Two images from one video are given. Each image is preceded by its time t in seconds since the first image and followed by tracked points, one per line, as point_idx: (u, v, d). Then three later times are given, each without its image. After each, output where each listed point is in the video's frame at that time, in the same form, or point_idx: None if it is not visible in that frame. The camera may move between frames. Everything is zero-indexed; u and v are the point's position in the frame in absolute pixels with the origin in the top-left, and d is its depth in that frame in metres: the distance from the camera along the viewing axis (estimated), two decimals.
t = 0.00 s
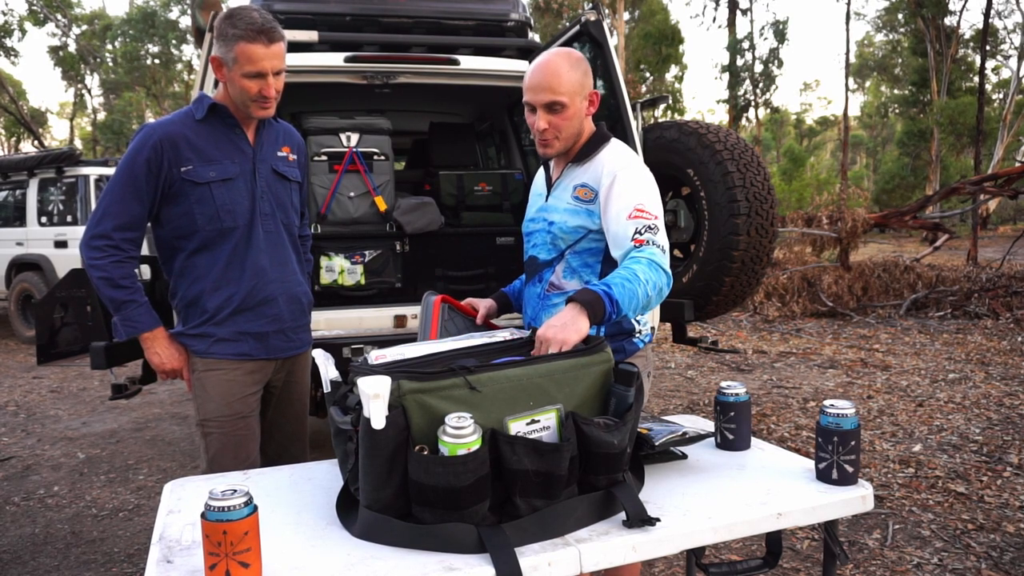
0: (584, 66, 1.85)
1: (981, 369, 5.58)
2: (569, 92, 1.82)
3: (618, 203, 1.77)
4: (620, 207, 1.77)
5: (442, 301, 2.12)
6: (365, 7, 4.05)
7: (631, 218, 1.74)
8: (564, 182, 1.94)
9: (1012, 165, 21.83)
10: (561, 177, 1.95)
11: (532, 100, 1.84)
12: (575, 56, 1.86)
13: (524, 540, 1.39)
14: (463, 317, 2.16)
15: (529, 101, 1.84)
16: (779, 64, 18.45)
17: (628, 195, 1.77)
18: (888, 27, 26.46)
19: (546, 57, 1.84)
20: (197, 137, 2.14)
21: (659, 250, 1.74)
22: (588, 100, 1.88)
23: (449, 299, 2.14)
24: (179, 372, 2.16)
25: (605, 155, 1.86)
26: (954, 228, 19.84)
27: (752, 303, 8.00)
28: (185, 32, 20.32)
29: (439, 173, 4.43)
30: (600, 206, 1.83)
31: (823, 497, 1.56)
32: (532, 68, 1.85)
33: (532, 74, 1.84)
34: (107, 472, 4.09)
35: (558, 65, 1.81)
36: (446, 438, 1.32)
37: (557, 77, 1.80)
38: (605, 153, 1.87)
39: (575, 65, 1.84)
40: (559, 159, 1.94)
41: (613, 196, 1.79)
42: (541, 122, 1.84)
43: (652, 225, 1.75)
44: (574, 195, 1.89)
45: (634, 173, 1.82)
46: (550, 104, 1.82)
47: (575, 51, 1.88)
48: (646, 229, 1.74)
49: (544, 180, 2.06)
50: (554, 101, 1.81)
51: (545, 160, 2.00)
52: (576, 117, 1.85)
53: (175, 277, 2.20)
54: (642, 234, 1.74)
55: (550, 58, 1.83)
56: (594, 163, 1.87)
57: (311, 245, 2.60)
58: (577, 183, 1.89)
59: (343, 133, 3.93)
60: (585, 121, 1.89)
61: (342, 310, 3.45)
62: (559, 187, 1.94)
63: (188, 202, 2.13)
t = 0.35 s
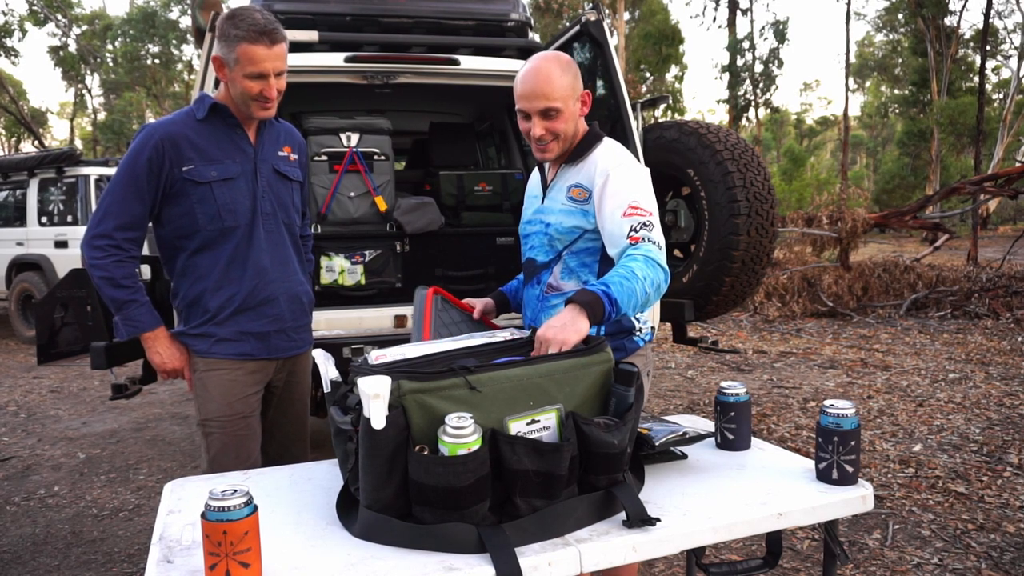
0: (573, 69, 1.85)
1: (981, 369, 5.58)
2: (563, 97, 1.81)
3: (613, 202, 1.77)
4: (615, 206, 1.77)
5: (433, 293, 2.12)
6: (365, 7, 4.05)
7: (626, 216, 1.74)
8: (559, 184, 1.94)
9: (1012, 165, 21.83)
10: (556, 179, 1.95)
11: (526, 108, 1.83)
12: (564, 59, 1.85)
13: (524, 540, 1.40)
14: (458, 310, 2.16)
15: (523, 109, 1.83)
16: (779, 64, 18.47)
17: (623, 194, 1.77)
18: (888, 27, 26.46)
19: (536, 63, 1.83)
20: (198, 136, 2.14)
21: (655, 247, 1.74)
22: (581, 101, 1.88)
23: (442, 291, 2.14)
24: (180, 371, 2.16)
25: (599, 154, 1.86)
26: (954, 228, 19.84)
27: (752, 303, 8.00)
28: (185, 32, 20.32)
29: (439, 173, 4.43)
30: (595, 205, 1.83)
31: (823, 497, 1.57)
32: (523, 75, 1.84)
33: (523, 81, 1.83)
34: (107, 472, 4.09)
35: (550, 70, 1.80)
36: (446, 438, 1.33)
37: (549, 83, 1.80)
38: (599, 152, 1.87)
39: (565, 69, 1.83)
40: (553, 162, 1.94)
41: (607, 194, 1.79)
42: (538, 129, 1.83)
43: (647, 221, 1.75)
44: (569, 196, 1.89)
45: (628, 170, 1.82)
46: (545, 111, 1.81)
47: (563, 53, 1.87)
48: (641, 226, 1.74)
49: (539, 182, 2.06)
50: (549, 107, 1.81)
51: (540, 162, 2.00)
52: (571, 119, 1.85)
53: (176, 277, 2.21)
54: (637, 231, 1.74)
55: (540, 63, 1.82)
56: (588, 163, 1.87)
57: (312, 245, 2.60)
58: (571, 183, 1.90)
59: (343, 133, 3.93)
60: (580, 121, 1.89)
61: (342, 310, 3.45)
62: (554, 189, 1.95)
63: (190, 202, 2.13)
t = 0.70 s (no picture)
0: (583, 67, 1.85)
1: (981, 369, 5.57)
2: (570, 94, 1.81)
3: (618, 203, 1.77)
4: (620, 207, 1.77)
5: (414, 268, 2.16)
6: (365, 7, 4.05)
7: (630, 219, 1.75)
8: (562, 180, 1.93)
9: (1013, 165, 21.82)
10: (560, 175, 1.95)
11: (533, 103, 1.83)
12: (575, 57, 1.85)
13: (524, 540, 1.39)
14: (440, 286, 2.21)
15: (530, 104, 1.84)
16: (779, 64, 18.48)
17: (628, 196, 1.77)
18: (888, 27, 26.45)
19: (545, 59, 1.83)
20: (200, 135, 2.14)
21: (657, 252, 1.75)
22: (588, 99, 1.88)
23: (423, 263, 2.20)
24: (182, 371, 2.17)
25: (605, 155, 1.87)
26: (954, 228, 19.84)
27: (752, 303, 7.99)
28: (185, 32, 20.32)
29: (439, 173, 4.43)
30: (600, 204, 1.83)
31: (823, 497, 1.56)
32: (531, 70, 1.84)
33: (531, 77, 1.83)
34: (107, 472, 4.09)
35: (558, 66, 1.81)
36: (446, 438, 1.32)
37: (557, 79, 1.80)
38: (605, 153, 1.87)
39: (574, 66, 1.83)
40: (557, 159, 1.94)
41: (613, 195, 1.79)
42: (543, 125, 1.83)
43: (651, 225, 1.75)
44: (574, 193, 1.89)
45: (634, 173, 1.82)
46: (551, 107, 1.82)
47: (574, 52, 1.87)
48: (645, 230, 1.74)
49: (540, 178, 2.05)
50: (555, 104, 1.81)
51: (543, 158, 2.00)
52: (578, 117, 1.85)
53: (178, 276, 2.20)
54: (641, 234, 1.74)
55: (550, 59, 1.82)
56: (594, 162, 1.88)
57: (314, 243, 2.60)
58: (576, 181, 1.89)
59: (343, 133, 3.93)
60: (586, 121, 1.89)
61: (342, 310, 3.45)
62: (558, 185, 1.94)
63: (191, 201, 2.13)
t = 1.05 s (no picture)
0: (585, 67, 1.85)
1: (981, 369, 5.58)
2: (573, 94, 1.81)
3: (620, 204, 1.77)
4: (622, 209, 1.77)
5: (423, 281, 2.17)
6: (365, 7, 4.05)
7: (632, 220, 1.75)
8: (566, 181, 1.93)
9: (1013, 165, 21.83)
10: (563, 176, 1.95)
11: (536, 104, 1.83)
12: (576, 57, 1.85)
13: (524, 540, 1.39)
14: (448, 293, 2.17)
15: (533, 105, 1.84)
16: (779, 64, 18.49)
17: (630, 197, 1.77)
18: (888, 27, 26.45)
19: (547, 59, 1.84)
20: (198, 135, 2.14)
21: (659, 254, 1.75)
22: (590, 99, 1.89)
23: (433, 270, 2.12)
24: (179, 371, 2.17)
25: (608, 156, 1.86)
26: (954, 228, 19.84)
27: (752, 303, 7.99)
28: (185, 32, 20.32)
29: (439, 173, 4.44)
30: (603, 205, 1.83)
31: (822, 497, 1.56)
32: (533, 70, 1.84)
33: (534, 77, 1.83)
34: (107, 472, 4.09)
35: (560, 67, 1.81)
36: (446, 438, 1.32)
37: (560, 80, 1.80)
38: (608, 154, 1.87)
39: (576, 67, 1.83)
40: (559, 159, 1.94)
41: (616, 196, 1.79)
42: (546, 126, 1.83)
43: (653, 228, 1.76)
44: (577, 194, 1.88)
45: (637, 174, 1.82)
46: (554, 108, 1.81)
47: (576, 52, 1.87)
48: (647, 231, 1.74)
49: (541, 179, 2.04)
50: (558, 104, 1.81)
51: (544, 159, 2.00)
52: (580, 117, 1.85)
53: (175, 276, 2.20)
54: (642, 236, 1.74)
55: (552, 60, 1.83)
56: (597, 164, 1.88)
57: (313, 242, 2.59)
58: (579, 182, 1.89)
59: (343, 133, 3.93)
60: (588, 121, 1.89)
61: (342, 310, 3.45)
62: (561, 186, 1.94)
63: (189, 202, 2.13)
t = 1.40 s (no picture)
0: (585, 67, 1.85)
1: (981, 369, 5.58)
2: (574, 93, 1.81)
3: (618, 201, 1.78)
4: (619, 205, 1.77)
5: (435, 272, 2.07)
6: (365, 7, 4.06)
7: (630, 216, 1.75)
8: (564, 180, 1.93)
9: (1013, 165, 21.83)
10: (561, 175, 1.95)
11: (537, 103, 1.83)
12: (577, 57, 1.85)
13: (524, 540, 1.39)
14: (454, 293, 2.16)
15: (533, 103, 1.84)
16: (779, 64, 18.49)
17: (628, 195, 1.77)
18: (888, 27, 26.45)
19: (549, 58, 1.84)
20: (193, 139, 2.13)
21: (656, 249, 1.75)
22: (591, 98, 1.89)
23: (441, 269, 2.10)
24: (175, 375, 2.16)
25: (606, 154, 1.86)
26: (954, 228, 19.84)
27: (752, 303, 7.99)
28: (185, 32, 20.32)
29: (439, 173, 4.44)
30: (600, 203, 1.83)
31: (823, 497, 1.56)
32: (534, 70, 1.84)
33: (535, 76, 1.83)
34: (107, 472, 4.09)
35: (562, 66, 1.81)
36: (446, 438, 1.32)
37: (561, 79, 1.80)
38: (606, 152, 1.87)
39: (578, 67, 1.83)
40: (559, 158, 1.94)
41: (614, 193, 1.79)
42: (547, 124, 1.83)
43: (650, 223, 1.76)
44: (575, 192, 1.88)
45: (635, 171, 1.82)
46: (555, 106, 1.82)
47: (578, 52, 1.87)
48: (645, 228, 1.74)
49: (540, 178, 2.04)
50: (559, 103, 1.81)
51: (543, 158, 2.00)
52: (580, 117, 1.85)
53: (169, 281, 2.19)
54: (640, 232, 1.74)
55: (553, 59, 1.83)
56: (594, 162, 1.87)
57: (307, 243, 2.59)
58: (577, 180, 1.89)
59: (343, 133, 3.93)
60: (589, 120, 1.89)
61: (342, 310, 3.45)
62: (559, 185, 1.94)
63: (185, 206, 2.12)
